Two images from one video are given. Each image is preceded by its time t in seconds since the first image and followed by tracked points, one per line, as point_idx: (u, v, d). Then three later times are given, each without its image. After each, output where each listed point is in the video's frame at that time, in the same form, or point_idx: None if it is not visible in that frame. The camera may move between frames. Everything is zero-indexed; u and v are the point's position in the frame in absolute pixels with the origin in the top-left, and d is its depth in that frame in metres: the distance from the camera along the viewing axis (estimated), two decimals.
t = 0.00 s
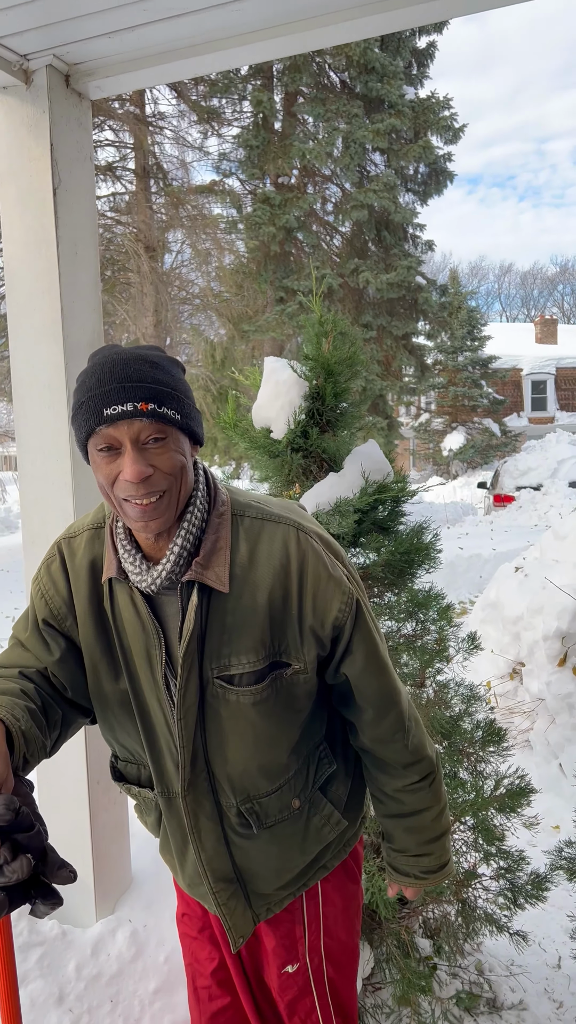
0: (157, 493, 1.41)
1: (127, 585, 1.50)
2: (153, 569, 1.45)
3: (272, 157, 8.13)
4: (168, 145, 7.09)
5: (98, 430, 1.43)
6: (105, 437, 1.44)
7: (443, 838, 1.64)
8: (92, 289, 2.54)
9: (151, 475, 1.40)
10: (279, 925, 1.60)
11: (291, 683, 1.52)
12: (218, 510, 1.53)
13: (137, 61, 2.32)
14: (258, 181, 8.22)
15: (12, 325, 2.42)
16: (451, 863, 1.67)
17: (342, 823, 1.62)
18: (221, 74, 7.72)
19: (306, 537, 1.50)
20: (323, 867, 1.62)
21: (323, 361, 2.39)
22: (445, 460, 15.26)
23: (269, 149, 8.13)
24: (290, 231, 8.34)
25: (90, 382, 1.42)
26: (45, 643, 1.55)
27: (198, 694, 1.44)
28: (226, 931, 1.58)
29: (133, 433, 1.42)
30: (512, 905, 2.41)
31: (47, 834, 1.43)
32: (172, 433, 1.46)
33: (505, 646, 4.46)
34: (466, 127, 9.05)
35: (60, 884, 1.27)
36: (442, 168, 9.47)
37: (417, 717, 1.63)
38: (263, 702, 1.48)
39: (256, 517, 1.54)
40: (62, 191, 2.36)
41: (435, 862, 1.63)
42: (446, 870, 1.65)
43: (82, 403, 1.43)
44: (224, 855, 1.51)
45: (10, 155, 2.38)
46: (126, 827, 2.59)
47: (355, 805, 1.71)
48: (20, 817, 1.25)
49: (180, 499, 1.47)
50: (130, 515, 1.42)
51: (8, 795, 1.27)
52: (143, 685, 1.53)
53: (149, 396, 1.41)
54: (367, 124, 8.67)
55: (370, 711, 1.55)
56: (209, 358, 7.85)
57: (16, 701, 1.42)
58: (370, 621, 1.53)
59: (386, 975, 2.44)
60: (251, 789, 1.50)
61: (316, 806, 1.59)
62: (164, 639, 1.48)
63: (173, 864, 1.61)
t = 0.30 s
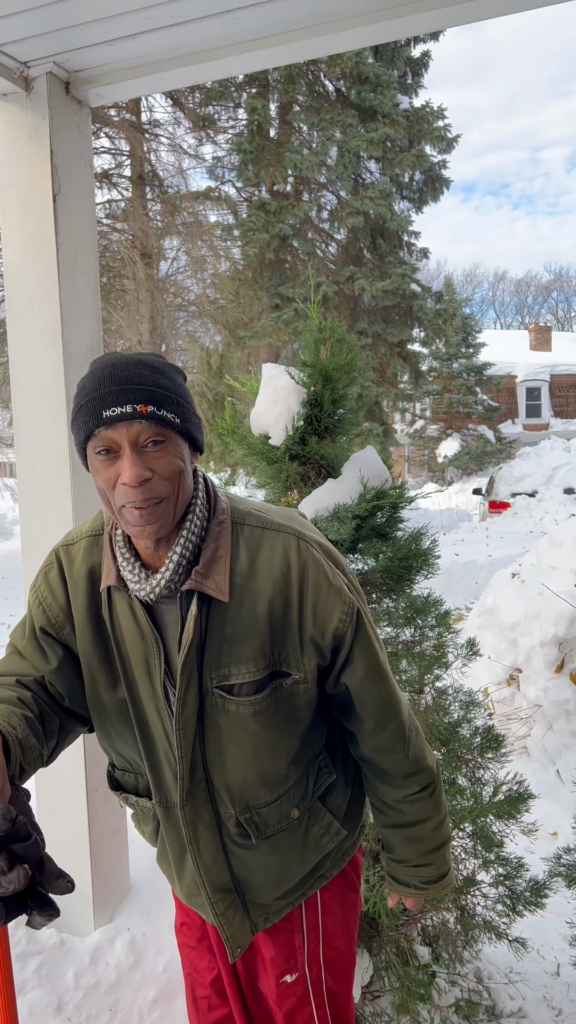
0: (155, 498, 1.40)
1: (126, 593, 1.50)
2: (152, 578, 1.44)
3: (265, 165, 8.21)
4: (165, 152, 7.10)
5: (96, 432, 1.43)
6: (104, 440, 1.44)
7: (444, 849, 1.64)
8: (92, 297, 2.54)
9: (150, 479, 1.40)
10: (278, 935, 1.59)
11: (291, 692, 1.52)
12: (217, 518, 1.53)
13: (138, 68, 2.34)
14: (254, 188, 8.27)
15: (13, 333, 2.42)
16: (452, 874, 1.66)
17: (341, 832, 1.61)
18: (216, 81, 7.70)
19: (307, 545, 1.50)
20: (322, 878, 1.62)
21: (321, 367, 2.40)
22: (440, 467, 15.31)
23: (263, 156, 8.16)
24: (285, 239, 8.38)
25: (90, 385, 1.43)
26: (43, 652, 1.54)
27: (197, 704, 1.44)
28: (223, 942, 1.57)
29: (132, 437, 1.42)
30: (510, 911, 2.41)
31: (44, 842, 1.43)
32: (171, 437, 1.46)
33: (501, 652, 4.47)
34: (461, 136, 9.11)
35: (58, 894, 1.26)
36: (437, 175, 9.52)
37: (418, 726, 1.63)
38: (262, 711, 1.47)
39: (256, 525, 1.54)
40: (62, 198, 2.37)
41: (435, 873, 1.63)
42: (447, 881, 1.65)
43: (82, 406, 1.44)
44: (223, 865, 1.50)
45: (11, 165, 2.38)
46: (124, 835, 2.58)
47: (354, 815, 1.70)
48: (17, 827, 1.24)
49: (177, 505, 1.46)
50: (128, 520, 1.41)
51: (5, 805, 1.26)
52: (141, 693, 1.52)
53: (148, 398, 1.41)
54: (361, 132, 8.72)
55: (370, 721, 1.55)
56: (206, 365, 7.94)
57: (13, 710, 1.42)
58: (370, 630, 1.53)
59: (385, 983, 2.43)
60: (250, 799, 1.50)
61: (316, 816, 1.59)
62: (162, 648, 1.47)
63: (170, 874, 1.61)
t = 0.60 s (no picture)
0: (152, 505, 1.40)
1: (123, 599, 1.49)
2: (148, 584, 1.44)
3: (262, 169, 8.18)
4: (162, 158, 7.16)
5: (92, 439, 1.43)
6: (100, 447, 1.44)
7: (440, 859, 1.63)
8: (90, 301, 2.54)
9: (146, 486, 1.40)
10: (275, 943, 1.58)
11: (287, 699, 1.51)
12: (214, 524, 1.53)
13: (139, 72, 2.34)
14: (251, 194, 8.30)
15: (11, 337, 2.43)
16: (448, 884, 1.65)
17: (338, 841, 1.61)
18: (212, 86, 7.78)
19: (304, 551, 1.50)
20: (319, 886, 1.61)
21: (320, 372, 2.40)
22: (437, 473, 15.33)
23: (259, 159, 8.16)
24: (283, 244, 8.33)
25: (86, 390, 1.42)
26: (41, 658, 1.54)
27: (193, 710, 1.44)
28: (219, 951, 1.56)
29: (128, 443, 1.42)
30: (510, 919, 2.40)
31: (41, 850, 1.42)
32: (168, 443, 1.46)
33: (499, 658, 4.47)
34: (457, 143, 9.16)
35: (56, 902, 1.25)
36: (434, 182, 9.56)
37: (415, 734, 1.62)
38: (258, 719, 1.47)
39: (254, 531, 1.54)
40: (61, 202, 2.37)
41: (431, 884, 1.62)
42: (443, 892, 1.64)
43: (78, 412, 1.44)
44: (218, 874, 1.49)
45: (10, 171, 2.39)
46: (122, 842, 2.56)
47: (351, 823, 1.69)
48: (14, 835, 1.23)
49: (174, 511, 1.46)
50: (124, 527, 1.41)
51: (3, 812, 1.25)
52: (137, 699, 1.52)
53: (145, 404, 1.41)
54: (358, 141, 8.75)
55: (367, 729, 1.54)
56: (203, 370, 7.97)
57: (10, 717, 1.41)
58: (368, 638, 1.53)
59: (384, 992, 2.41)
60: (246, 806, 1.49)
61: (313, 824, 1.58)
62: (159, 654, 1.47)
63: (166, 882, 1.60)
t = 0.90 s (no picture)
0: (144, 512, 1.40)
1: (118, 608, 1.49)
2: (143, 593, 1.44)
3: (262, 176, 8.24)
4: (162, 167, 7.28)
5: (84, 447, 1.43)
6: (92, 454, 1.44)
7: (438, 870, 1.63)
8: (89, 309, 2.55)
9: (139, 493, 1.40)
10: (272, 953, 1.58)
11: (283, 709, 1.51)
12: (210, 533, 1.53)
13: (138, 81, 2.36)
14: (251, 202, 8.33)
15: (10, 344, 2.43)
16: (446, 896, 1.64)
17: (335, 851, 1.60)
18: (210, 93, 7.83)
19: (300, 560, 1.50)
20: (315, 897, 1.60)
21: (319, 380, 2.41)
22: (436, 480, 15.35)
23: (259, 167, 8.19)
24: (283, 251, 8.35)
25: (79, 398, 1.43)
26: (35, 666, 1.54)
27: (188, 720, 1.43)
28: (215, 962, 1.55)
29: (120, 450, 1.42)
30: (508, 929, 2.39)
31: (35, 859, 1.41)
32: (160, 450, 1.46)
33: (498, 666, 4.46)
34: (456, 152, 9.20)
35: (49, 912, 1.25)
36: (432, 191, 9.61)
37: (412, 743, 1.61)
38: (254, 728, 1.46)
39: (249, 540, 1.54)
40: (60, 210, 2.39)
41: (428, 895, 1.61)
42: (440, 903, 1.63)
43: (71, 419, 1.44)
44: (214, 884, 1.49)
45: (10, 180, 2.40)
46: (118, 851, 2.55)
47: (348, 833, 1.69)
48: (6, 844, 1.22)
49: (167, 518, 1.46)
50: (117, 534, 1.41)
51: None
52: (132, 708, 1.51)
53: (137, 411, 1.41)
54: (358, 150, 8.80)
55: (362, 739, 1.54)
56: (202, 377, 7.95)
57: (5, 726, 1.41)
58: (364, 647, 1.52)
59: (381, 1003, 2.40)
60: (241, 816, 1.49)
61: (309, 834, 1.57)
62: (154, 662, 1.47)
63: (162, 892, 1.59)
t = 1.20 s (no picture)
0: (136, 522, 1.40)
1: (118, 615, 1.49)
2: (142, 601, 1.44)
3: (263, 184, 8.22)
4: (164, 172, 7.23)
5: (78, 457, 1.44)
6: (86, 464, 1.45)
7: (439, 883, 1.62)
8: (91, 316, 2.56)
9: (131, 503, 1.40)
10: (272, 964, 1.57)
11: (282, 718, 1.50)
12: (209, 540, 1.53)
13: (141, 89, 2.37)
14: (253, 208, 8.35)
15: (12, 350, 2.45)
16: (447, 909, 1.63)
17: (335, 861, 1.59)
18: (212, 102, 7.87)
19: (299, 569, 1.50)
20: (315, 907, 1.59)
21: (320, 387, 2.41)
22: (437, 486, 15.34)
23: (260, 174, 8.15)
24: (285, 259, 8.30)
25: (75, 409, 1.44)
26: (36, 673, 1.53)
27: (186, 728, 1.43)
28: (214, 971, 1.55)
29: (113, 460, 1.42)
30: (509, 939, 2.38)
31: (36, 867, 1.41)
32: (155, 461, 1.45)
33: (499, 673, 4.44)
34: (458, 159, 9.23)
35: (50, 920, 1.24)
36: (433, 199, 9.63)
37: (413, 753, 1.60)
38: (252, 737, 1.46)
39: (249, 548, 1.54)
40: (63, 217, 2.40)
41: (429, 909, 1.60)
42: (441, 917, 1.62)
43: (67, 429, 1.46)
44: (213, 893, 1.48)
45: (12, 187, 2.42)
46: (117, 859, 2.54)
47: (349, 843, 1.68)
48: (8, 853, 1.22)
49: (162, 527, 1.46)
50: (110, 543, 1.41)
51: None
52: (132, 715, 1.51)
53: (129, 422, 1.41)
54: (362, 155, 8.77)
55: (361, 749, 1.53)
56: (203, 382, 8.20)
57: (5, 733, 1.41)
58: (363, 656, 1.52)
59: (381, 1013, 2.39)
60: (240, 825, 1.48)
61: (309, 844, 1.57)
62: (154, 670, 1.46)
63: (161, 900, 1.59)
